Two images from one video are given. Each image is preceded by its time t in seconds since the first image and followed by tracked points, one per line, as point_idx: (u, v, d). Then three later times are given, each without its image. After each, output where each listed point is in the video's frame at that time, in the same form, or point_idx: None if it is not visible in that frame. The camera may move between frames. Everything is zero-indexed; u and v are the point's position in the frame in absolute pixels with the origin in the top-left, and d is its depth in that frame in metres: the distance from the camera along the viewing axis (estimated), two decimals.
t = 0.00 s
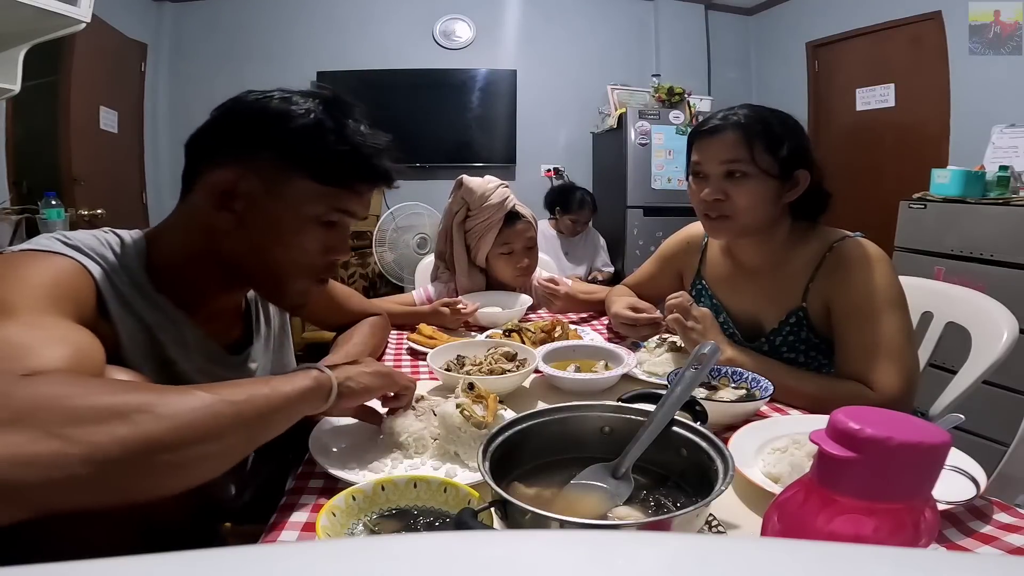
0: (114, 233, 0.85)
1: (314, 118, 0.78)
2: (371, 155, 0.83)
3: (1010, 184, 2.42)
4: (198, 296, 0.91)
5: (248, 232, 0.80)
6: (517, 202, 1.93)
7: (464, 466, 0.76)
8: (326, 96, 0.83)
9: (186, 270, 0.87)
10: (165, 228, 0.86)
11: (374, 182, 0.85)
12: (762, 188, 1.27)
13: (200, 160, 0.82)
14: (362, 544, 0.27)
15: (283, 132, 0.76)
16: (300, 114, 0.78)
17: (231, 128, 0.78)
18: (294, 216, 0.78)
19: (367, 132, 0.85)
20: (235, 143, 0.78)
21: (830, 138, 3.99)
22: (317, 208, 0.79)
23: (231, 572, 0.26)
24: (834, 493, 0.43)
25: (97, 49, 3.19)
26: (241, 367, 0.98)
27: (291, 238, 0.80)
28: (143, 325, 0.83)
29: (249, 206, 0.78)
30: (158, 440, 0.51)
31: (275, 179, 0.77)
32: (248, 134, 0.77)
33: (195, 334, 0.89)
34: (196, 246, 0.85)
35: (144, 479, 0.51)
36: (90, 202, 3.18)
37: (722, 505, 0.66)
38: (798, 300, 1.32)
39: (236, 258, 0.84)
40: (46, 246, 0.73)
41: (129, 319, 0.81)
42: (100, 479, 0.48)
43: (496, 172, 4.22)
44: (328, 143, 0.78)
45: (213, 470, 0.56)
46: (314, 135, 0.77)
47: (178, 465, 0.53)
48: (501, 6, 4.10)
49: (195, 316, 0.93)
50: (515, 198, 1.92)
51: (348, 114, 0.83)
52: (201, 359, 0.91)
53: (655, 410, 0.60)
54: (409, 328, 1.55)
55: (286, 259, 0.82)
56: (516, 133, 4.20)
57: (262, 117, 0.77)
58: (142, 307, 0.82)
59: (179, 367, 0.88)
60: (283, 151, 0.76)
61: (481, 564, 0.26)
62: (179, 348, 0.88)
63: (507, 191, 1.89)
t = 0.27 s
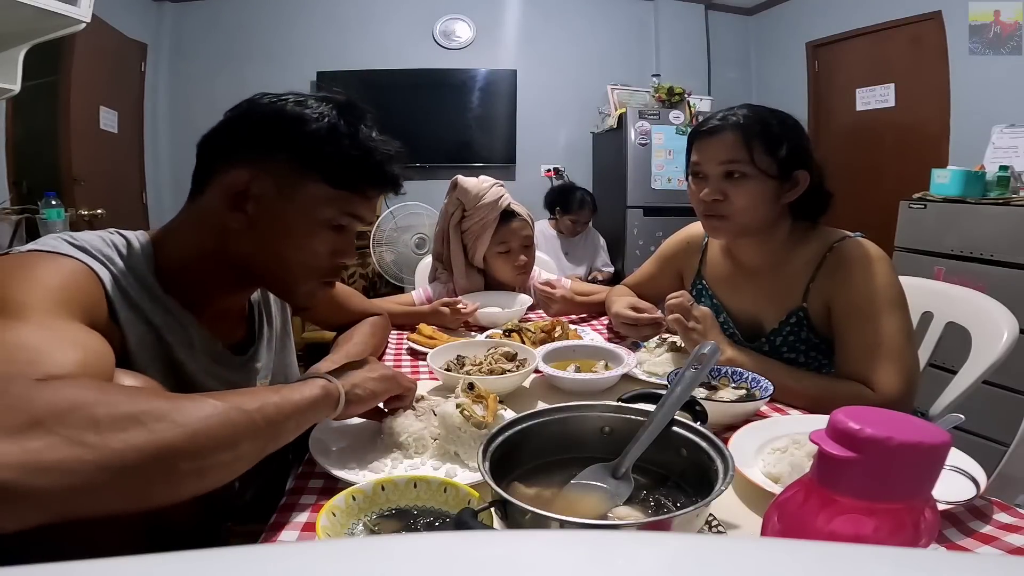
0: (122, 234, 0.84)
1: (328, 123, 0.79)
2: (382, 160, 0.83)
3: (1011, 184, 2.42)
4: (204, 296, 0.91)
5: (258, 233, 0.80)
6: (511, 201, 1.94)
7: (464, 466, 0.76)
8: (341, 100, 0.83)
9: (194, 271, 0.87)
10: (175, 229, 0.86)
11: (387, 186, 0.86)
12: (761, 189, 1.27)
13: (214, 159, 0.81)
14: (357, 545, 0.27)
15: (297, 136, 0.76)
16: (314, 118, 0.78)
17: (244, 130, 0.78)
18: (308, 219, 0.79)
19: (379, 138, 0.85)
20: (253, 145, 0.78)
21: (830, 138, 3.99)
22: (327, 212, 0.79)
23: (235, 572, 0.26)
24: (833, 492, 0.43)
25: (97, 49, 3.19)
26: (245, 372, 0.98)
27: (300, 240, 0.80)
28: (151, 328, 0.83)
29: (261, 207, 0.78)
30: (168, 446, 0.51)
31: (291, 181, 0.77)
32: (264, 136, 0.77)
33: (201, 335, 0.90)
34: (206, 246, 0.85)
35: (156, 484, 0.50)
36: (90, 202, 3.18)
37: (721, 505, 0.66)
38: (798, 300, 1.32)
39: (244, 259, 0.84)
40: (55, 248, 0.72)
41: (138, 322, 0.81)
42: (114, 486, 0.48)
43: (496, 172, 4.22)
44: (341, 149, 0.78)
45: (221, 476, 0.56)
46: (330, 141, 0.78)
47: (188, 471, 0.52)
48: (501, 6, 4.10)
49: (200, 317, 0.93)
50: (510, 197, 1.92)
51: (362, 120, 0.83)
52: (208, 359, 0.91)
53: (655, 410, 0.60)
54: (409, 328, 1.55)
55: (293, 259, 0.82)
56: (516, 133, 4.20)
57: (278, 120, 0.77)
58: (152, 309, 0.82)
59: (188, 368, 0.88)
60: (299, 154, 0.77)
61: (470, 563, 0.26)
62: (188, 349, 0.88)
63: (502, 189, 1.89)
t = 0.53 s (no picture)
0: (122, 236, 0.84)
1: (334, 124, 0.79)
2: (386, 163, 0.84)
3: (1010, 184, 2.42)
4: (205, 297, 0.91)
5: (263, 233, 0.80)
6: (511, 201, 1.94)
7: (464, 466, 0.76)
8: (346, 103, 0.84)
9: (196, 272, 0.87)
10: (177, 230, 0.86)
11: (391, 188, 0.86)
12: (765, 188, 1.27)
13: (219, 160, 0.82)
14: (358, 544, 0.27)
15: (304, 137, 0.77)
16: (320, 120, 0.79)
17: (250, 131, 0.79)
18: (312, 220, 0.78)
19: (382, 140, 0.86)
20: (260, 144, 0.78)
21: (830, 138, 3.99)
22: (331, 213, 0.79)
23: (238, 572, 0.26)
24: (833, 493, 0.43)
25: (97, 50, 3.19)
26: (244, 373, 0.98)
27: (302, 241, 0.80)
28: (152, 331, 0.82)
29: (265, 207, 0.78)
30: (142, 451, 0.52)
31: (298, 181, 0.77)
32: (271, 137, 0.77)
33: (202, 336, 0.89)
34: (208, 246, 0.85)
35: (128, 486, 0.52)
36: (90, 203, 3.18)
37: (722, 506, 0.66)
38: (799, 300, 1.32)
39: (246, 259, 0.84)
40: (54, 251, 0.72)
41: (139, 324, 0.80)
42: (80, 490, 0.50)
43: (496, 172, 4.22)
44: (345, 150, 0.79)
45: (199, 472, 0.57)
46: (336, 142, 0.78)
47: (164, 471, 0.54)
48: (501, 6, 4.10)
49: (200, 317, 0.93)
50: (510, 196, 1.91)
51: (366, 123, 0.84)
52: (206, 360, 0.91)
53: (655, 410, 0.60)
54: (409, 328, 1.55)
55: (297, 260, 0.82)
56: (516, 133, 4.20)
57: (285, 120, 0.78)
58: (152, 312, 0.82)
59: (188, 369, 0.87)
60: (306, 154, 0.77)
61: (473, 563, 0.26)
62: (187, 351, 0.87)
63: (502, 189, 1.89)
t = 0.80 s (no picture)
0: (111, 236, 0.84)
1: (324, 123, 0.79)
2: (379, 162, 0.84)
3: (1009, 184, 2.42)
4: (196, 297, 0.91)
5: (253, 232, 0.80)
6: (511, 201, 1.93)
7: (465, 466, 0.76)
8: (338, 102, 0.84)
9: (186, 271, 0.87)
10: (167, 229, 0.86)
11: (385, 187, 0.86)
12: (770, 187, 1.27)
13: (211, 158, 0.82)
14: (360, 543, 0.28)
15: (295, 136, 0.77)
16: (310, 118, 0.78)
17: (241, 129, 0.79)
18: (302, 219, 0.79)
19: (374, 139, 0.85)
20: (249, 142, 0.78)
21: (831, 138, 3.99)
22: (322, 212, 0.79)
23: (232, 572, 0.26)
24: (834, 492, 0.43)
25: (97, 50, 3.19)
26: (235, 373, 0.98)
27: (294, 240, 0.80)
28: (140, 330, 0.83)
29: (257, 205, 0.78)
30: (134, 449, 0.53)
31: (289, 181, 0.77)
32: (262, 136, 0.77)
33: (194, 337, 0.89)
34: (198, 246, 0.85)
35: (116, 484, 0.53)
36: (89, 203, 3.18)
37: (722, 506, 0.66)
38: (799, 300, 1.32)
39: (238, 259, 0.84)
40: (40, 249, 0.72)
41: (126, 324, 0.80)
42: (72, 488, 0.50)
43: (496, 172, 4.22)
44: (335, 148, 0.79)
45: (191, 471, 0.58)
46: (327, 140, 0.78)
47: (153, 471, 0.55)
48: (501, 5, 4.10)
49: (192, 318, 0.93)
50: (510, 196, 1.91)
51: (359, 122, 0.84)
52: (199, 360, 0.91)
53: (655, 410, 0.60)
54: (409, 328, 1.55)
55: (290, 260, 0.82)
56: (516, 133, 4.20)
57: (275, 119, 0.78)
58: (141, 312, 0.83)
59: (178, 368, 0.87)
60: (296, 153, 0.77)
61: (475, 563, 0.26)
62: (178, 350, 0.87)
63: (501, 189, 1.89)
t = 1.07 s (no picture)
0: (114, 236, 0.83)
1: (325, 125, 0.78)
2: (379, 165, 0.83)
3: (1010, 184, 2.42)
4: (196, 297, 0.91)
5: (252, 233, 0.80)
6: (511, 201, 1.93)
7: (464, 466, 0.76)
8: (342, 103, 0.84)
9: (187, 272, 0.87)
10: (169, 229, 0.86)
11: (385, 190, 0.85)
12: (771, 187, 1.26)
13: (213, 158, 0.82)
14: (365, 544, 0.27)
15: (295, 136, 0.77)
16: (313, 120, 0.78)
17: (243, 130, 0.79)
18: (300, 222, 0.78)
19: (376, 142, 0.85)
20: (250, 143, 0.78)
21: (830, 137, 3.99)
22: (320, 215, 0.79)
23: (231, 571, 0.26)
24: (833, 492, 0.43)
25: (97, 50, 3.19)
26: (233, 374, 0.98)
27: (292, 243, 0.80)
28: (142, 331, 0.83)
29: (255, 207, 0.78)
30: (148, 451, 0.52)
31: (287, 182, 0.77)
32: (263, 136, 0.77)
33: (192, 337, 0.90)
34: (197, 247, 0.85)
35: (133, 487, 0.52)
36: (90, 203, 3.18)
37: (721, 506, 0.66)
38: (798, 300, 1.31)
39: (235, 261, 0.84)
40: (46, 250, 0.72)
41: (129, 325, 0.81)
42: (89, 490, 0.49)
43: (496, 172, 4.22)
44: (334, 150, 0.78)
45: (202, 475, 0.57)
46: (327, 143, 0.78)
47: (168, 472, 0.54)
48: (501, 5, 4.10)
49: (192, 317, 0.93)
50: (510, 197, 1.91)
51: (361, 125, 0.83)
52: (197, 360, 0.92)
53: (655, 410, 0.60)
54: (409, 328, 1.55)
55: (287, 262, 0.82)
56: (516, 133, 4.19)
57: (278, 119, 0.77)
58: (144, 313, 0.83)
59: (178, 369, 0.88)
60: (295, 154, 0.77)
61: (468, 562, 0.26)
62: (178, 351, 0.89)
63: (501, 190, 1.89)
